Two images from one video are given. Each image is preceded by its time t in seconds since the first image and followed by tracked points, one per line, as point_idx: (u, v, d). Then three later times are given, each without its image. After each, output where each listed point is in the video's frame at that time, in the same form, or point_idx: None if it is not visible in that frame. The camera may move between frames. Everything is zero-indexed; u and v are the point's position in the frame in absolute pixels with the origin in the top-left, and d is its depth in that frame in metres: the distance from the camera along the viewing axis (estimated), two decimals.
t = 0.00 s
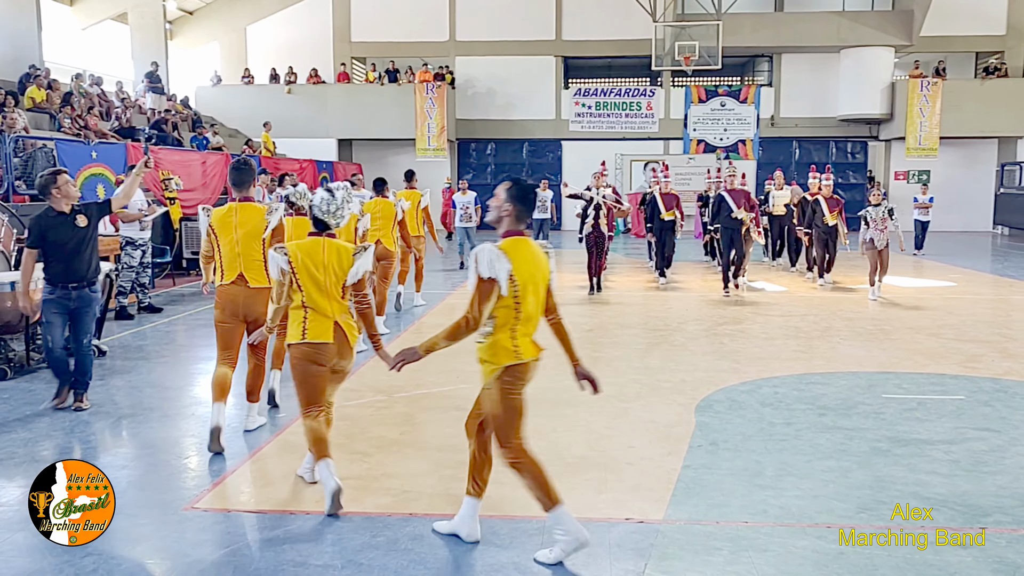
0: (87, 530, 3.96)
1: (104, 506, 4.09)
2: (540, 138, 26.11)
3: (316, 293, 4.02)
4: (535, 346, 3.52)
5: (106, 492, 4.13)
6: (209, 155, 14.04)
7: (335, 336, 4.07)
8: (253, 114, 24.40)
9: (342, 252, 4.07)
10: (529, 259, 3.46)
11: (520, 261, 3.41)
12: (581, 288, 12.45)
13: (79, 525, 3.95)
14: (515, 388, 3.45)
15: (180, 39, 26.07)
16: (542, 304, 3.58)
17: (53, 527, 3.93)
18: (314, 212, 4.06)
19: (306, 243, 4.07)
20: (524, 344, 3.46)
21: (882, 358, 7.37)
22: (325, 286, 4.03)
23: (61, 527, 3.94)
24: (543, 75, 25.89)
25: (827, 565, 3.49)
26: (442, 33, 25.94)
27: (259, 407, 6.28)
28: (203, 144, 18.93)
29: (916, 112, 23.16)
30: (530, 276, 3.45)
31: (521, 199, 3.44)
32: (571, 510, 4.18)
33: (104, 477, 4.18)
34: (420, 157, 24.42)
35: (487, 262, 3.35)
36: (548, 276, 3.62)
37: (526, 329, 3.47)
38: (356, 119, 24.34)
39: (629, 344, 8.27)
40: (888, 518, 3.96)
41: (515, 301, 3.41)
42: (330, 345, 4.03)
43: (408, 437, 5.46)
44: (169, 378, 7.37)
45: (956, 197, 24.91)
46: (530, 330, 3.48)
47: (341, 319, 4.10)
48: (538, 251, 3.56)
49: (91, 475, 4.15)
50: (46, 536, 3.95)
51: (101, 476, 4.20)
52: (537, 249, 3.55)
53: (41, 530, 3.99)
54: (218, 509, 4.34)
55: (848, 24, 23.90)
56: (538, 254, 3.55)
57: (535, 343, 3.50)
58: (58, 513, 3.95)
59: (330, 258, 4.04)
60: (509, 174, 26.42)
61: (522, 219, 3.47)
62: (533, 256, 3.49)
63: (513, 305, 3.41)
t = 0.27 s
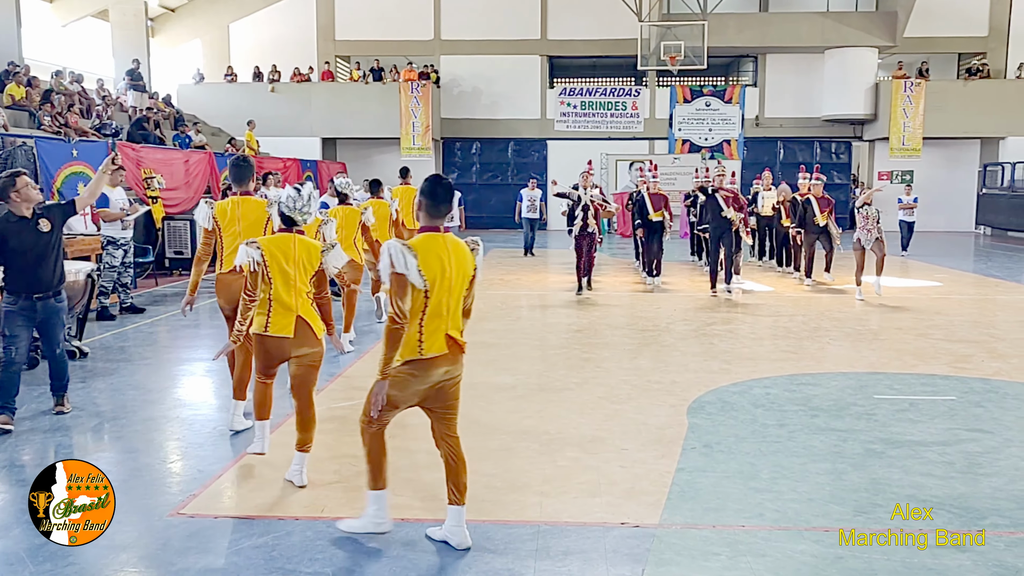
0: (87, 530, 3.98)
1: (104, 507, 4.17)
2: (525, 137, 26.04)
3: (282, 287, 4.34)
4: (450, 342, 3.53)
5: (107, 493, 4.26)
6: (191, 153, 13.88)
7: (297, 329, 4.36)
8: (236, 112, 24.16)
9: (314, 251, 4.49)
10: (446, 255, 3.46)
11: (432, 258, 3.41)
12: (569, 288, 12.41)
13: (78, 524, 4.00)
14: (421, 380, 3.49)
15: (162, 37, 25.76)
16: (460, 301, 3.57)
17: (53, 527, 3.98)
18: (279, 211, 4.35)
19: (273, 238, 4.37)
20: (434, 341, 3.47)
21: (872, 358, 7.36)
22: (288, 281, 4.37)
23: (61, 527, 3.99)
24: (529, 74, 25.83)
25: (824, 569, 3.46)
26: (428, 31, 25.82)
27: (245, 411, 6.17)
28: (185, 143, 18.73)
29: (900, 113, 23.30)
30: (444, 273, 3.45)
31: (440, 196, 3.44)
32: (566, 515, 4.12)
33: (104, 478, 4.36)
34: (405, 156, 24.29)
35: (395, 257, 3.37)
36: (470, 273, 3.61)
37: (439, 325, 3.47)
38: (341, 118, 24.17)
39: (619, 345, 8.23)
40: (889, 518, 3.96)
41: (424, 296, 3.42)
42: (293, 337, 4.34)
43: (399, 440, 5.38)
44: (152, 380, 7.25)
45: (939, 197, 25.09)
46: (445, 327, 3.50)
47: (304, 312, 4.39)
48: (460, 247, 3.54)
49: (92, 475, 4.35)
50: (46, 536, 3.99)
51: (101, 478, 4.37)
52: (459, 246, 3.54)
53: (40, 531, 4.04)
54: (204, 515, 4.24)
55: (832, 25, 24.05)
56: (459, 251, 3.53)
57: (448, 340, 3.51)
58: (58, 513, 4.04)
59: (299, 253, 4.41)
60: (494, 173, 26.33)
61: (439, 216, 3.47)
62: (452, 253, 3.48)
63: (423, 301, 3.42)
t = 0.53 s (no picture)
0: (87, 529, 3.97)
1: (104, 507, 4.15)
2: (509, 137, 25.99)
3: (243, 281, 4.52)
4: (360, 338, 3.53)
5: (106, 494, 4.24)
6: (171, 153, 13.72)
7: (252, 319, 4.55)
8: (216, 111, 23.95)
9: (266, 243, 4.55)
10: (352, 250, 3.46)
11: (336, 254, 3.43)
12: (554, 289, 12.36)
13: (78, 524, 3.99)
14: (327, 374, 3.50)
15: (141, 35, 25.47)
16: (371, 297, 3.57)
17: (53, 527, 3.97)
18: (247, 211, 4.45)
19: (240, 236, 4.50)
20: (340, 335, 3.48)
21: (858, 359, 7.35)
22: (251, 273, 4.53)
23: (61, 526, 3.98)
24: (513, 73, 25.76)
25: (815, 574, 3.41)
26: (411, 30, 25.69)
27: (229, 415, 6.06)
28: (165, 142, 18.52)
29: (882, 113, 23.43)
30: (346, 269, 3.45)
31: (348, 193, 3.42)
32: (554, 520, 4.05)
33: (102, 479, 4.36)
34: (388, 156, 23.84)
35: (294, 248, 3.40)
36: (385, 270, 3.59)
37: (346, 320, 3.48)
38: (323, 117, 24.00)
39: (605, 346, 8.19)
40: (888, 518, 3.96)
41: (326, 290, 3.45)
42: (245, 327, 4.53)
43: (383, 444, 5.28)
44: (133, 382, 7.14)
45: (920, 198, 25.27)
46: (353, 323, 3.50)
47: (264, 305, 4.57)
48: (369, 242, 3.53)
49: (90, 477, 4.35)
50: (46, 536, 3.98)
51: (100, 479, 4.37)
52: (370, 242, 3.53)
53: (40, 531, 4.03)
54: (184, 522, 4.14)
55: (815, 26, 24.22)
56: (369, 248, 3.52)
57: (356, 336, 3.52)
58: (58, 513, 4.03)
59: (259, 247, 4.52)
60: (477, 173, 26.26)
61: (347, 213, 3.45)
62: (359, 249, 3.48)
63: (326, 294, 3.45)
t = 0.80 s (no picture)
0: (87, 530, 3.88)
1: (104, 507, 3.99)
2: (497, 137, 25.93)
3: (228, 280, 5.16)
4: (295, 338, 3.72)
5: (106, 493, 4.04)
6: (157, 153, 13.60)
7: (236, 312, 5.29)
8: (202, 111, 23.79)
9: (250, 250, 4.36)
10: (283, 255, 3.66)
11: (265, 260, 3.64)
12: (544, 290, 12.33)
13: (79, 524, 3.87)
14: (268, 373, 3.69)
15: (127, 35, 25.25)
16: (306, 299, 3.75)
17: (53, 527, 3.84)
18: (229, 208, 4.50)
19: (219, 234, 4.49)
20: (275, 335, 3.67)
21: (846, 360, 7.33)
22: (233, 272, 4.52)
23: (61, 526, 3.86)
24: (501, 73, 25.71)
25: None
26: (399, 30, 25.59)
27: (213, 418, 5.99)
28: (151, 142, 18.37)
29: (870, 113, 23.50)
30: (279, 272, 3.66)
31: (275, 201, 3.63)
32: (541, 526, 3.99)
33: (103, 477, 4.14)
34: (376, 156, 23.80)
35: (228, 252, 3.63)
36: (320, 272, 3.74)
37: (279, 321, 3.67)
38: (310, 117, 23.88)
39: (593, 348, 8.15)
40: (888, 519, 3.95)
41: (259, 294, 3.67)
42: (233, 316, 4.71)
43: (367, 448, 5.22)
44: (116, 385, 7.04)
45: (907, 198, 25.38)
46: (287, 323, 3.69)
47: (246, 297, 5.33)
48: (302, 248, 3.71)
49: (91, 475, 4.12)
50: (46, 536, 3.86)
51: (100, 477, 4.15)
52: (303, 246, 3.71)
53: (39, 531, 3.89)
54: (164, 529, 4.06)
55: (803, 26, 24.30)
56: (300, 252, 3.70)
57: (291, 336, 3.71)
58: (58, 513, 3.87)
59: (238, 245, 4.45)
60: (466, 173, 26.19)
61: (277, 219, 3.65)
62: (289, 254, 3.68)
63: (258, 297, 3.67)
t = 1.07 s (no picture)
0: (86, 529, 3.91)
1: (104, 506, 4.06)
2: (492, 137, 25.90)
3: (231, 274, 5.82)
4: (248, 323, 4.05)
5: (105, 492, 4.13)
6: (149, 154, 13.55)
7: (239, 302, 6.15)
8: (196, 111, 23.70)
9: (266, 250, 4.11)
10: (238, 245, 4.03)
11: (225, 247, 4.03)
12: (538, 290, 12.31)
13: (78, 524, 3.91)
14: (223, 353, 4.06)
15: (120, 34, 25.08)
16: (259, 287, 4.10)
17: (53, 527, 3.90)
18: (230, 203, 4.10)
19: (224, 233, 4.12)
20: (229, 318, 4.03)
21: (840, 360, 7.30)
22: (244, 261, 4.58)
23: (61, 526, 3.92)
24: (496, 73, 25.67)
25: None
26: (393, 30, 25.53)
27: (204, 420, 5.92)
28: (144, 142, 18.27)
29: (864, 113, 23.52)
30: (235, 261, 4.04)
31: (231, 194, 4.00)
32: (532, 528, 3.95)
33: (103, 477, 4.23)
34: (370, 156, 23.94)
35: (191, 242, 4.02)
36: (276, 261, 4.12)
37: (232, 307, 4.03)
38: (304, 117, 23.80)
39: (587, 348, 8.11)
40: (888, 518, 3.94)
41: (217, 279, 4.05)
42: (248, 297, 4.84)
43: (357, 450, 5.17)
44: (107, 387, 6.98)
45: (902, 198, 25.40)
46: (239, 309, 4.03)
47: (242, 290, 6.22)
48: (259, 237, 4.07)
49: (91, 475, 4.21)
50: (47, 536, 3.93)
51: (101, 477, 4.24)
52: (259, 238, 4.08)
53: (41, 531, 3.97)
54: (150, 533, 4.00)
55: (797, 26, 24.34)
56: (258, 242, 4.07)
57: (243, 321, 4.04)
58: (58, 513, 3.95)
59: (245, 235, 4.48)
60: (461, 173, 26.15)
61: (234, 212, 4.04)
62: (246, 244, 4.05)
63: (216, 282, 4.06)
